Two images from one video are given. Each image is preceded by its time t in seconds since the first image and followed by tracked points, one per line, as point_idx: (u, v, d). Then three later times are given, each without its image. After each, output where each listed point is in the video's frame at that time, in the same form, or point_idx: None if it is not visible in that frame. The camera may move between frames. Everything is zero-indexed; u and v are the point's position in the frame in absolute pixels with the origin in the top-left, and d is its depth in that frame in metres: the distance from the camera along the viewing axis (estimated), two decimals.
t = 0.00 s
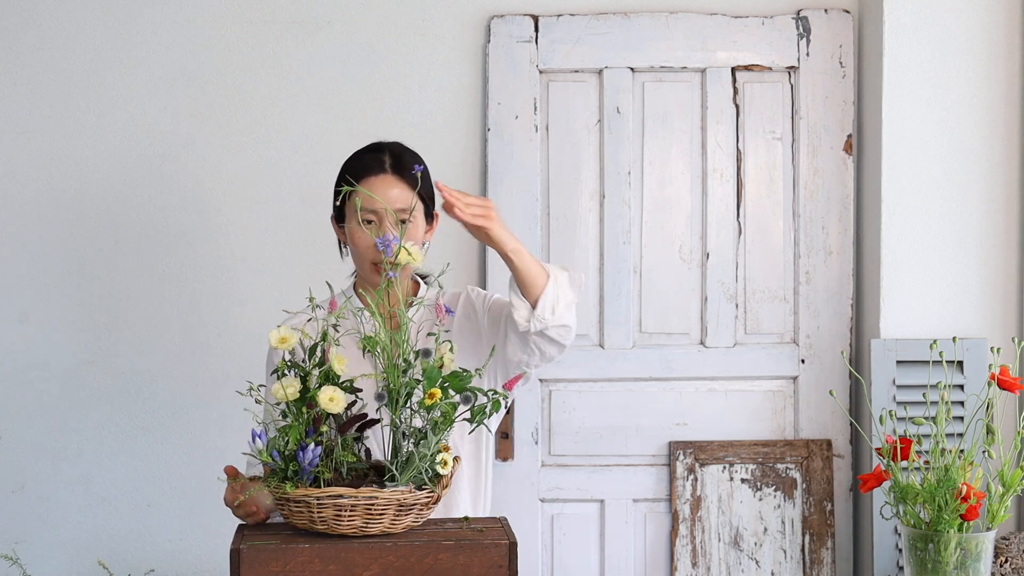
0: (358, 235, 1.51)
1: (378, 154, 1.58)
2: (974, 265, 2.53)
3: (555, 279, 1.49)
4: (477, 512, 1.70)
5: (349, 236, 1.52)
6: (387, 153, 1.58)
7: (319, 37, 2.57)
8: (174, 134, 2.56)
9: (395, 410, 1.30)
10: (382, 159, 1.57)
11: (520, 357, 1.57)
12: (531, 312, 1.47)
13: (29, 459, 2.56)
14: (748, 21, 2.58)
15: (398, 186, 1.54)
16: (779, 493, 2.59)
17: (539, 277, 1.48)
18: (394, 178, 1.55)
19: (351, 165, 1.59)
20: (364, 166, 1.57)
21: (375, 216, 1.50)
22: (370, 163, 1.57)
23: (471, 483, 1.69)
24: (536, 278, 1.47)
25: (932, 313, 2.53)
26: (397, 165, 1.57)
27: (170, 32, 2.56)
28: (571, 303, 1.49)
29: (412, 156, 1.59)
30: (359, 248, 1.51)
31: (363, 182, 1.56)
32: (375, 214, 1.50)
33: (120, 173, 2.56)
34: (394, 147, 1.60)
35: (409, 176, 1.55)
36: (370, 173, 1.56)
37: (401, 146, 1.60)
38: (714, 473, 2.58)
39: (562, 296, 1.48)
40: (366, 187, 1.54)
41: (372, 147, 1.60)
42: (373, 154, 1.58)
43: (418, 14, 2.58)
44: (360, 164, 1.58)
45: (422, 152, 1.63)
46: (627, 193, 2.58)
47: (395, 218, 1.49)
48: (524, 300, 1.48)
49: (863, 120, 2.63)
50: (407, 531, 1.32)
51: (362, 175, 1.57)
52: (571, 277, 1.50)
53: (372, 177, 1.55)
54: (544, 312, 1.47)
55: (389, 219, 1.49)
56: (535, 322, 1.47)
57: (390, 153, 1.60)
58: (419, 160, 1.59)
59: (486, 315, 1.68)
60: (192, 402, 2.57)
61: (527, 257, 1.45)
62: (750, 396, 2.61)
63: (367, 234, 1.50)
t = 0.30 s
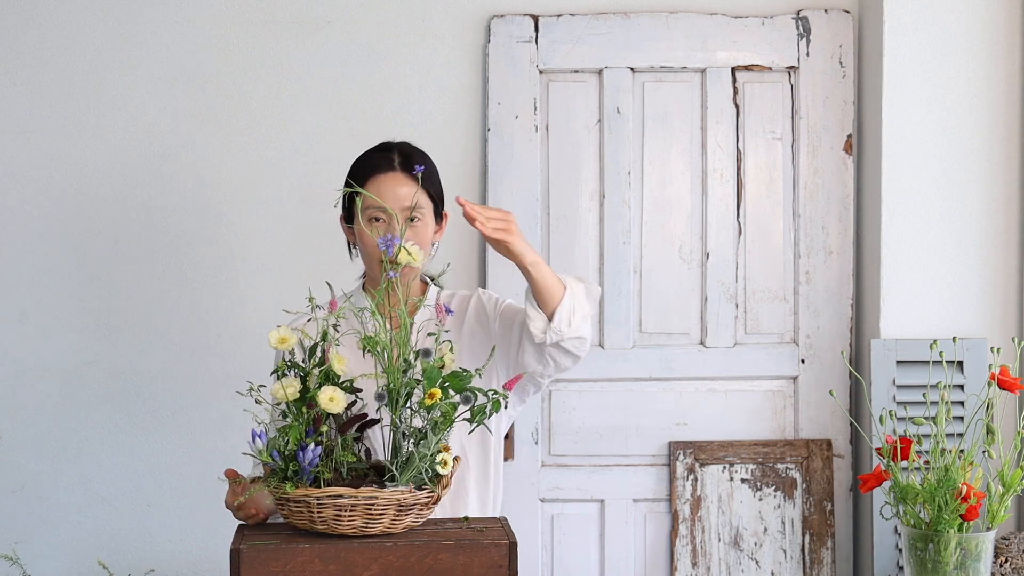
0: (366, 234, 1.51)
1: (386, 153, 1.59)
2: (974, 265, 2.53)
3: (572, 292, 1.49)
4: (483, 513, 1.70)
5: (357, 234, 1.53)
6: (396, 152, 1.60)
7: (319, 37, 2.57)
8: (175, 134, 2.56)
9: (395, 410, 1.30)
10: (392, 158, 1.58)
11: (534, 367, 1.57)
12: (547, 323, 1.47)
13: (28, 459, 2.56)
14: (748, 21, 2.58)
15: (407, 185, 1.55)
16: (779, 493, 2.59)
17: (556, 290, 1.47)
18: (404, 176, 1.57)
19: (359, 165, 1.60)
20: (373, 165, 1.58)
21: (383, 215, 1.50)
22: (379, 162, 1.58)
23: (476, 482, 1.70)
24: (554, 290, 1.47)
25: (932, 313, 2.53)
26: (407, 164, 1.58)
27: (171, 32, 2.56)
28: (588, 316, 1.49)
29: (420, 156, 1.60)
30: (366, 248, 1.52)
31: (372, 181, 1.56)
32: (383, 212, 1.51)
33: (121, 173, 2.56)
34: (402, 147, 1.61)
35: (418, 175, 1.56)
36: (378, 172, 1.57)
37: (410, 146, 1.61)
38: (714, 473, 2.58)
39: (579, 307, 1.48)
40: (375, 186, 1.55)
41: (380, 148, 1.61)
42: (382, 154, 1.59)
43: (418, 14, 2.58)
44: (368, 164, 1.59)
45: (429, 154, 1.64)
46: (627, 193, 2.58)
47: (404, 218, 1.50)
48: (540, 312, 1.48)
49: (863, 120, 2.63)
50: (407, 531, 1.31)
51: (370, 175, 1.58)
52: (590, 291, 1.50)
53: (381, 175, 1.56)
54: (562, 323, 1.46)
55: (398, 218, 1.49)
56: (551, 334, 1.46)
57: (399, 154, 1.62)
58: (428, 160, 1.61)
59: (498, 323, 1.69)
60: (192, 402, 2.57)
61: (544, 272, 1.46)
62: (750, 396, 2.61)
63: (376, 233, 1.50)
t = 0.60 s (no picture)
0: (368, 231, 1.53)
1: (383, 148, 1.59)
2: (974, 265, 2.53)
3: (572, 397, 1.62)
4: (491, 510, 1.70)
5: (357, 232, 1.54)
6: (393, 147, 1.60)
7: (319, 37, 2.57)
8: (174, 134, 2.56)
9: (395, 410, 1.30)
10: (388, 153, 1.59)
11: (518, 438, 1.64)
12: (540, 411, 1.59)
13: (28, 459, 2.56)
14: (748, 21, 2.58)
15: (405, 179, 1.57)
16: (779, 493, 2.59)
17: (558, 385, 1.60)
18: (401, 171, 1.58)
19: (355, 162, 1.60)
20: (369, 160, 1.58)
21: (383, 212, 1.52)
22: (375, 157, 1.58)
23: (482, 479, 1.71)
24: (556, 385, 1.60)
25: (932, 313, 2.53)
26: (403, 158, 1.59)
27: (171, 32, 2.56)
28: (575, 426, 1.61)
29: (417, 150, 1.61)
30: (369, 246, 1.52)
31: (370, 177, 1.57)
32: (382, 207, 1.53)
33: (120, 173, 2.56)
34: (399, 142, 1.62)
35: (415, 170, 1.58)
36: (375, 167, 1.58)
37: (406, 141, 1.62)
38: (714, 473, 2.58)
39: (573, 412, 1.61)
40: (373, 182, 1.56)
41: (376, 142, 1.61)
42: (378, 149, 1.59)
43: (418, 14, 2.59)
44: (365, 159, 1.59)
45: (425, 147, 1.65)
46: (627, 193, 2.58)
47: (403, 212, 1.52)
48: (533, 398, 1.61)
49: (862, 120, 2.63)
50: (407, 531, 1.32)
51: (367, 170, 1.58)
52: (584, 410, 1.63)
53: (377, 170, 1.57)
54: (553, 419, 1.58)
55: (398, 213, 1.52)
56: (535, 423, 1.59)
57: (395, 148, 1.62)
58: (424, 153, 1.62)
59: (502, 340, 1.71)
60: (192, 402, 2.57)
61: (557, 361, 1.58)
62: (750, 396, 2.61)
63: (378, 230, 1.51)
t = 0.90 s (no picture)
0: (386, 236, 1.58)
1: (408, 153, 1.64)
2: (974, 265, 2.53)
3: (573, 415, 1.64)
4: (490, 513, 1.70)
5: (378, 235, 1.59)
6: (419, 154, 1.64)
7: (319, 37, 2.57)
8: (175, 134, 2.56)
9: (395, 411, 1.30)
10: (414, 158, 1.63)
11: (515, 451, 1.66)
12: (541, 432, 1.60)
13: (28, 459, 2.56)
14: (748, 21, 2.58)
15: (430, 185, 1.61)
16: (779, 493, 2.59)
17: (559, 409, 1.61)
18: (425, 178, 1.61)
19: (383, 163, 1.64)
20: (395, 165, 1.62)
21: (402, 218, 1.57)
22: (400, 162, 1.62)
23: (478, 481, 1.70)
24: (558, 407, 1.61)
25: (932, 313, 2.53)
26: (428, 164, 1.63)
27: (171, 32, 2.56)
28: (575, 444, 1.63)
29: (441, 156, 1.65)
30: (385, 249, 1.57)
31: (394, 182, 1.61)
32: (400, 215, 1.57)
33: (121, 173, 2.56)
34: (425, 149, 1.65)
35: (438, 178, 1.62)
36: (400, 172, 1.62)
37: (430, 146, 1.66)
38: (714, 473, 2.58)
39: (573, 431, 1.63)
40: (396, 189, 1.60)
41: (402, 148, 1.65)
42: (403, 154, 1.64)
43: (417, 14, 2.59)
44: (390, 163, 1.63)
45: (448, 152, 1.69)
46: (627, 193, 2.58)
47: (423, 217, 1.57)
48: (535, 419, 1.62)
49: (862, 120, 2.63)
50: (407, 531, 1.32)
51: (391, 174, 1.62)
52: (583, 429, 1.65)
53: (401, 176, 1.61)
54: (554, 441, 1.59)
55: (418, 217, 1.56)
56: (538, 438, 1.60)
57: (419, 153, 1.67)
58: (450, 162, 1.66)
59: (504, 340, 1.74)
60: (192, 402, 2.57)
61: (560, 385, 1.59)
62: (750, 396, 2.61)
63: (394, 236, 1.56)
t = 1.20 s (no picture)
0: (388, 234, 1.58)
1: (413, 153, 1.64)
2: (974, 265, 2.53)
3: (557, 432, 1.61)
4: (488, 514, 1.70)
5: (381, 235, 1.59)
6: (425, 153, 1.64)
7: (318, 37, 2.57)
8: (175, 134, 2.56)
9: (395, 411, 1.30)
10: (419, 158, 1.63)
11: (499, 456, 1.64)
12: (521, 445, 1.56)
13: (28, 459, 2.56)
14: (748, 21, 2.59)
15: (433, 185, 1.61)
16: (779, 493, 2.59)
17: (544, 424, 1.58)
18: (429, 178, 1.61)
19: (390, 162, 1.65)
20: (399, 164, 1.62)
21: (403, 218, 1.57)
22: (405, 162, 1.62)
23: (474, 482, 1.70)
24: (543, 422, 1.57)
25: (932, 313, 2.53)
26: (433, 164, 1.63)
27: (171, 32, 2.56)
28: (556, 462, 1.59)
29: (447, 156, 1.65)
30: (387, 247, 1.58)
31: (397, 182, 1.62)
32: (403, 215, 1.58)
33: (121, 173, 2.56)
34: (432, 149, 1.65)
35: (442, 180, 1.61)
36: (404, 171, 1.62)
37: (436, 146, 1.66)
38: (714, 473, 2.58)
39: (555, 448, 1.59)
40: (400, 188, 1.61)
41: (408, 147, 1.65)
42: (409, 154, 1.64)
43: (417, 14, 2.59)
44: (396, 162, 1.64)
45: (455, 153, 1.69)
46: (627, 193, 2.58)
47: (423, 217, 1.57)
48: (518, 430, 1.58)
49: (862, 120, 2.63)
50: (406, 531, 1.32)
51: (396, 173, 1.63)
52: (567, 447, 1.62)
53: (405, 176, 1.61)
54: (534, 456, 1.56)
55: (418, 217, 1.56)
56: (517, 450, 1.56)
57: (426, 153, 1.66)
58: (456, 163, 1.65)
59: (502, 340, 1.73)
60: (193, 402, 2.57)
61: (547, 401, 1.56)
62: (750, 396, 2.61)
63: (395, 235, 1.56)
